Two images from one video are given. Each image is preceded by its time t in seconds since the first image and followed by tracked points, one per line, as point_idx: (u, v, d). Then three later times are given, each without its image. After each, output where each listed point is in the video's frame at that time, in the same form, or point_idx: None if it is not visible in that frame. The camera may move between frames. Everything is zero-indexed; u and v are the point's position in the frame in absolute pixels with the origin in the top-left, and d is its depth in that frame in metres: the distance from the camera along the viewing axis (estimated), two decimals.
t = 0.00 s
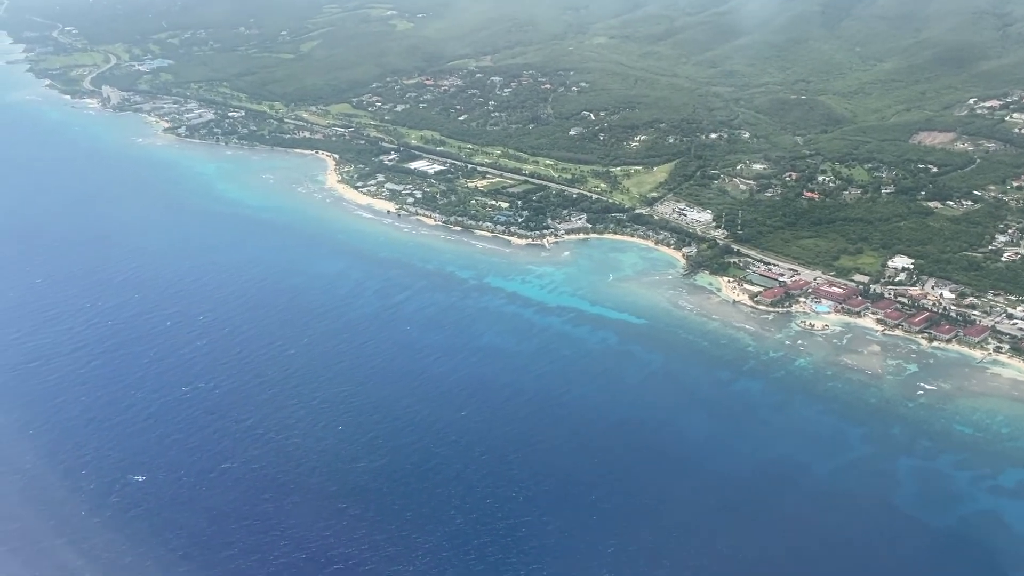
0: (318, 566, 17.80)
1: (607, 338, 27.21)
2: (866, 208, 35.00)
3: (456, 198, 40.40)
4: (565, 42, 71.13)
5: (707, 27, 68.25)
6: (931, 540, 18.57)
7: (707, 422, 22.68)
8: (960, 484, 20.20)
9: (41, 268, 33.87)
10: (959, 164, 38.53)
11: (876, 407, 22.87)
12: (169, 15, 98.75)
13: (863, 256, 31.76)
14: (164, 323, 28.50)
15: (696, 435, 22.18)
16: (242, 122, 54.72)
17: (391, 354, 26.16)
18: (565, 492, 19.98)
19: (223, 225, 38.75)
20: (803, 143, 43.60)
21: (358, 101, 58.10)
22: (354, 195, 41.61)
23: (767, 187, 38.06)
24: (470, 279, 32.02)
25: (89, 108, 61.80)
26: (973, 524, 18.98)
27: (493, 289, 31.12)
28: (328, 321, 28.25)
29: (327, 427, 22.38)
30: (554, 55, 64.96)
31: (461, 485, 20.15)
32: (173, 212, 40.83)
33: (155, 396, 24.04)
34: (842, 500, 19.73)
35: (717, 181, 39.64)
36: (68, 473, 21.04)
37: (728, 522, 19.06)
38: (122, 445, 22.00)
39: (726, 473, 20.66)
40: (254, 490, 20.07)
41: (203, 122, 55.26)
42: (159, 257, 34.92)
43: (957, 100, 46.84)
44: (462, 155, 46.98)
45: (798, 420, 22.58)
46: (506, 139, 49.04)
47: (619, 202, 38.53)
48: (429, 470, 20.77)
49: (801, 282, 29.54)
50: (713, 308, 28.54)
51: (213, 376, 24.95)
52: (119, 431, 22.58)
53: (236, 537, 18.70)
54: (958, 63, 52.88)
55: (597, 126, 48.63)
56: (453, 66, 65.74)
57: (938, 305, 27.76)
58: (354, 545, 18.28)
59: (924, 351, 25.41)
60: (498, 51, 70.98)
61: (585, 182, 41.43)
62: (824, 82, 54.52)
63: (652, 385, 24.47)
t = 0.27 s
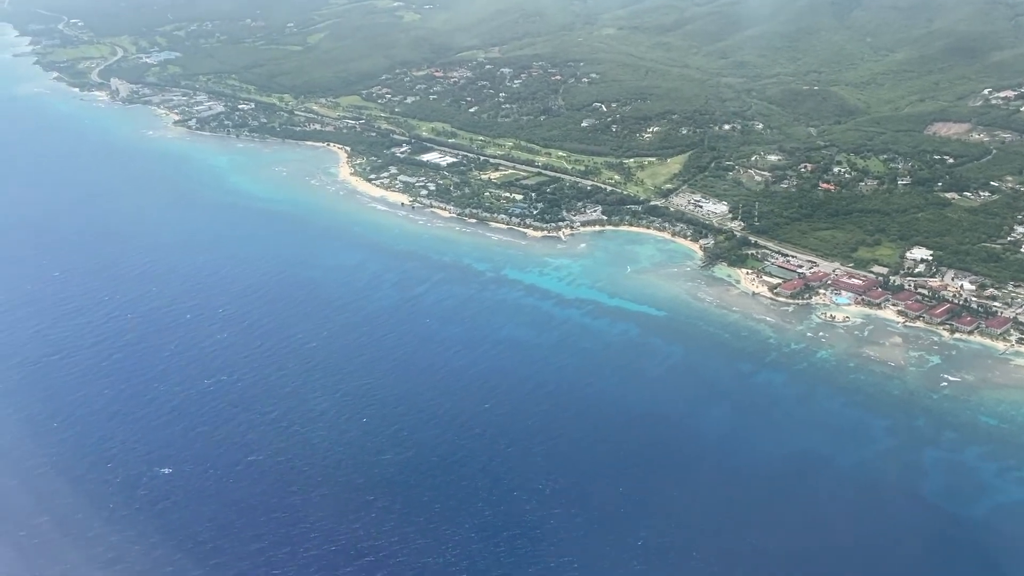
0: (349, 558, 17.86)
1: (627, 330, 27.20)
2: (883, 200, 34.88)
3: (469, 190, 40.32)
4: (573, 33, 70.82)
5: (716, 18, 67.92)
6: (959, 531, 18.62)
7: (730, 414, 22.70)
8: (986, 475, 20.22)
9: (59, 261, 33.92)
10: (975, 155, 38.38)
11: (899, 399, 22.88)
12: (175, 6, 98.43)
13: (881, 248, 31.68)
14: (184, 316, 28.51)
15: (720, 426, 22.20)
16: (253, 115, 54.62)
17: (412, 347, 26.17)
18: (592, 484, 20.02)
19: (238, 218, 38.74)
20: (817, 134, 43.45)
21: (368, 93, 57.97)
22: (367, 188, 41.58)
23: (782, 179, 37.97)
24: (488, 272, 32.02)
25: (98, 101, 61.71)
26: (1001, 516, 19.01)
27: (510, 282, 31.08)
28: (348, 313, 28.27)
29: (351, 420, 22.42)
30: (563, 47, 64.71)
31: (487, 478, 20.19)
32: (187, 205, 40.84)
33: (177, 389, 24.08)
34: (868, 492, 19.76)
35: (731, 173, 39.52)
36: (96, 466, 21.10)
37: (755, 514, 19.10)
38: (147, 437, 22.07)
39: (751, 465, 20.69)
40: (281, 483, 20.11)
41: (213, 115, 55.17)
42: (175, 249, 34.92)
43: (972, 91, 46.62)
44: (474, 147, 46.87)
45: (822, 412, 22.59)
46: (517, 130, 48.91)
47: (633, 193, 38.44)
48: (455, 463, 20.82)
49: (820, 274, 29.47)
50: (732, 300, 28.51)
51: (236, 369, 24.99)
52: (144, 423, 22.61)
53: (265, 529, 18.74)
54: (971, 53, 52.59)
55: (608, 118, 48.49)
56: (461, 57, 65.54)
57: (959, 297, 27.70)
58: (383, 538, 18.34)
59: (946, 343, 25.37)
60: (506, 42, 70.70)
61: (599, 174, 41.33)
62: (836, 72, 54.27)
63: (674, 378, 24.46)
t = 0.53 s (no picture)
0: (380, 549, 17.95)
1: (647, 322, 27.20)
2: (900, 190, 34.79)
3: (483, 182, 40.25)
4: (581, 23, 70.51)
5: (726, 8, 67.59)
6: (988, 523, 18.68)
7: (755, 405, 22.74)
8: (1013, 467, 20.28)
9: (76, 254, 33.94)
10: (991, 145, 38.23)
11: (924, 390, 22.92)
12: None
13: (899, 239, 31.61)
14: (204, 308, 28.56)
15: (745, 418, 22.24)
16: (263, 107, 54.53)
17: (433, 339, 26.19)
18: (619, 476, 20.09)
19: (252, 210, 38.75)
20: (831, 125, 43.30)
21: (378, 85, 57.84)
22: (381, 180, 41.53)
23: (798, 170, 37.87)
24: (505, 264, 32.01)
25: (106, 94, 61.60)
26: None
27: (529, 274, 31.08)
28: (368, 305, 28.30)
29: (376, 413, 22.47)
30: (573, 37, 64.46)
31: (515, 470, 20.27)
32: (201, 197, 40.83)
33: (201, 381, 24.14)
34: (896, 483, 19.83)
35: (746, 164, 39.41)
36: (123, 458, 21.18)
37: (783, 505, 19.19)
38: (173, 429, 22.13)
39: (778, 456, 20.74)
40: (310, 475, 20.20)
41: (223, 107, 55.07)
42: (192, 242, 34.95)
43: (986, 81, 46.43)
44: (486, 139, 46.76)
45: (846, 403, 22.64)
46: (529, 122, 48.78)
47: (648, 185, 38.36)
48: (482, 455, 20.87)
49: (840, 265, 29.41)
50: (752, 292, 28.49)
51: (259, 361, 25.04)
52: (169, 416, 22.66)
53: (296, 520, 18.83)
54: (984, 43, 52.34)
55: (621, 109, 48.34)
56: (470, 48, 65.32)
57: (979, 288, 27.65)
58: (413, 530, 18.42)
59: (968, 334, 25.37)
60: (514, 33, 70.43)
61: (613, 165, 41.23)
62: (847, 63, 54.04)
63: (696, 369, 24.49)
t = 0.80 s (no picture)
0: (411, 541, 18.02)
1: (667, 313, 27.19)
2: (917, 181, 34.69)
3: (497, 174, 40.17)
4: (589, 13, 70.21)
5: None
6: (1014, 514, 18.79)
7: (779, 397, 22.78)
8: None
9: (91, 247, 33.90)
10: (1007, 135, 38.12)
11: (947, 382, 22.98)
12: None
13: (917, 230, 31.54)
14: (223, 302, 28.60)
15: (769, 409, 22.29)
16: (272, 99, 54.38)
17: (453, 332, 26.20)
18: (646, 467, 20.16)
19: (265, 203, 38.69)
20: (845, 116, 43.14)
21: (387, 77, 57.66)
22: (394, 172, 41.45)
23: (813, 161, 37.76)
24: (522, 256, 31.99)
25: (114, 86, 61.42)
26: None
27: (546, 266, 31.06)
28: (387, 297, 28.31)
29: (400, 405, 22.51)
30: (581, 28, 64.19)
31: (541, 462, 20.34)
32: (214, 190, 40.76)
33: (224, 374, 24.17)
34: (922, 474, 19.92)
35: (760, 155, 39.29)
36: (149, 450, 21.23)
37: (810, 496, 19.27)
38: (197, 422, 22.16)
39: (804, 448, 20.81)
40: (337, 467, 20.27)
41: (233, 99, 54.92)
42: (207, 234, 34.95)
43: (999, 70, 46.25)
44: (498, 130, 46.63)
45: (870, 395, 22.69)
46: (540, 113, 48.63)
47: (662, 176, 38.27)
48: (508, 448, 20.92)
49: (858, 256, 29.36)
50: (771, 283, 28.46)
51: (281, 355, 25.08)
52: (193, 409, 22.71)
53: (325, 512, 18.90)
54: (996, 32, 52.11)
55: (632, 100, 48.18)
56: (478, 39, 65.08)
57: (1000, 279, 27.62)
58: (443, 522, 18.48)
59: (990, 326, 25.39)
60: (522, 24, 70.14)
61: (626, 156, 41.11)
62: (859, 53, 53.82)
63: (718, 361, 24.51)
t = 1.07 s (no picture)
0: (442, 533, 18.10)
1: (687, 305, 27.18)
2: (933, 171, 34.59)
3: (510, 165, 40.06)
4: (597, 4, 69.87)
5: None
6: None
7: (803, 387, 22.82)
8: None
9: (106, 240, 33.86)
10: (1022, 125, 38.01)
11: (970, 373, 23.05)
12: None
13: (935, 221, 31.48)
14: (242, 296, 28.62)
15: (793, 400, 22.34)
16: (281, 90, 54.20)
17: (474, 324, 26.20)
18: (673, 458, 20.23)
19: (278, 195, 38.61)
20: (858, 106, 43.00)
21: (396, 68, 57.46)
22: (407, 165, 41.36)
23: (828, 151, 37.65)
24: (539, 248, 31.97)
25: (122, 78, 61.20)
26: None
27: (564, 258, 31.04)
28: (405, 289, 28.30)
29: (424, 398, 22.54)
30: (590, 18, 63.90)
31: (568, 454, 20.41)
32: (226, 183, 40.68)
33: (246, 367, 24.19)
34: (949, 464, 20.01)
35: (775, 145, 39.16)
36: (175, 443, 21.27)
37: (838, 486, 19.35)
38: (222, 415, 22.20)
39: (829, 438, 20.87)
40: (364, 460, 20.32)
41: (242, 91, 54.73)
42: (221, 227, 34.90)
43: (1012, 59, 46.08)
44: (509, 122, 46.49)
45: (893, 386, 22.76)
46: (551, 104, 48.47)
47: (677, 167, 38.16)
48: (534, 440, 20.96)
49: (877, 247, 29.31)
50: (790, 275, 28.43)
51: (302, 348, 25.08)
52: (217, 401, 22.74)
53: (355, 505, 18.96)
54: (1008, 21, 51.88)
55: (643, 91, 48.02)
56: (486, 30, 64.81)
57: (1020, 269, 27.60)
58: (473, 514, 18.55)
59: (1011, 316, 25.42)
60: (529, 15, 69.84)
61: (639, 148, 40.99)
62: (870, 42, 53.59)
63: (740, 352, 24.53)
